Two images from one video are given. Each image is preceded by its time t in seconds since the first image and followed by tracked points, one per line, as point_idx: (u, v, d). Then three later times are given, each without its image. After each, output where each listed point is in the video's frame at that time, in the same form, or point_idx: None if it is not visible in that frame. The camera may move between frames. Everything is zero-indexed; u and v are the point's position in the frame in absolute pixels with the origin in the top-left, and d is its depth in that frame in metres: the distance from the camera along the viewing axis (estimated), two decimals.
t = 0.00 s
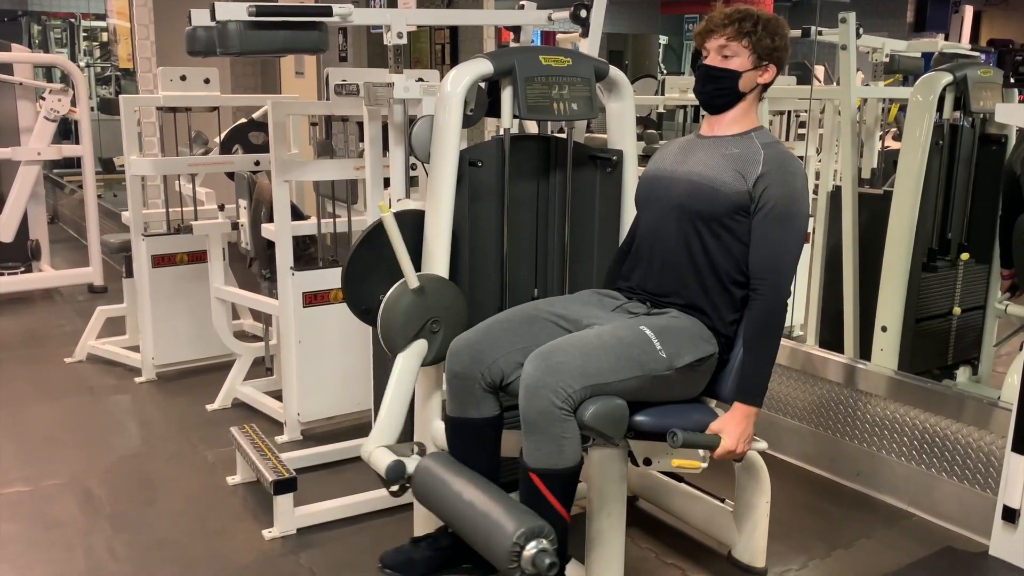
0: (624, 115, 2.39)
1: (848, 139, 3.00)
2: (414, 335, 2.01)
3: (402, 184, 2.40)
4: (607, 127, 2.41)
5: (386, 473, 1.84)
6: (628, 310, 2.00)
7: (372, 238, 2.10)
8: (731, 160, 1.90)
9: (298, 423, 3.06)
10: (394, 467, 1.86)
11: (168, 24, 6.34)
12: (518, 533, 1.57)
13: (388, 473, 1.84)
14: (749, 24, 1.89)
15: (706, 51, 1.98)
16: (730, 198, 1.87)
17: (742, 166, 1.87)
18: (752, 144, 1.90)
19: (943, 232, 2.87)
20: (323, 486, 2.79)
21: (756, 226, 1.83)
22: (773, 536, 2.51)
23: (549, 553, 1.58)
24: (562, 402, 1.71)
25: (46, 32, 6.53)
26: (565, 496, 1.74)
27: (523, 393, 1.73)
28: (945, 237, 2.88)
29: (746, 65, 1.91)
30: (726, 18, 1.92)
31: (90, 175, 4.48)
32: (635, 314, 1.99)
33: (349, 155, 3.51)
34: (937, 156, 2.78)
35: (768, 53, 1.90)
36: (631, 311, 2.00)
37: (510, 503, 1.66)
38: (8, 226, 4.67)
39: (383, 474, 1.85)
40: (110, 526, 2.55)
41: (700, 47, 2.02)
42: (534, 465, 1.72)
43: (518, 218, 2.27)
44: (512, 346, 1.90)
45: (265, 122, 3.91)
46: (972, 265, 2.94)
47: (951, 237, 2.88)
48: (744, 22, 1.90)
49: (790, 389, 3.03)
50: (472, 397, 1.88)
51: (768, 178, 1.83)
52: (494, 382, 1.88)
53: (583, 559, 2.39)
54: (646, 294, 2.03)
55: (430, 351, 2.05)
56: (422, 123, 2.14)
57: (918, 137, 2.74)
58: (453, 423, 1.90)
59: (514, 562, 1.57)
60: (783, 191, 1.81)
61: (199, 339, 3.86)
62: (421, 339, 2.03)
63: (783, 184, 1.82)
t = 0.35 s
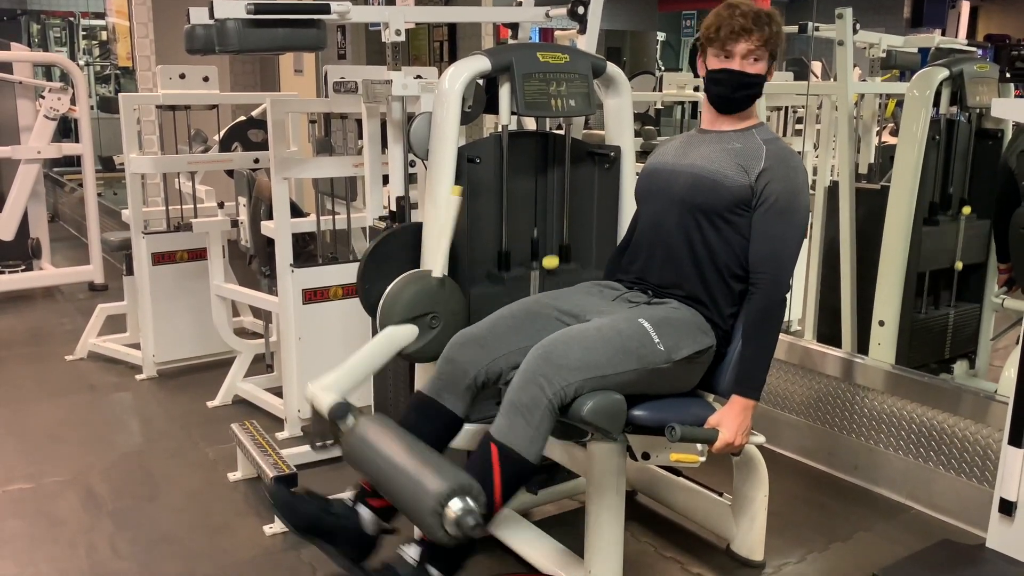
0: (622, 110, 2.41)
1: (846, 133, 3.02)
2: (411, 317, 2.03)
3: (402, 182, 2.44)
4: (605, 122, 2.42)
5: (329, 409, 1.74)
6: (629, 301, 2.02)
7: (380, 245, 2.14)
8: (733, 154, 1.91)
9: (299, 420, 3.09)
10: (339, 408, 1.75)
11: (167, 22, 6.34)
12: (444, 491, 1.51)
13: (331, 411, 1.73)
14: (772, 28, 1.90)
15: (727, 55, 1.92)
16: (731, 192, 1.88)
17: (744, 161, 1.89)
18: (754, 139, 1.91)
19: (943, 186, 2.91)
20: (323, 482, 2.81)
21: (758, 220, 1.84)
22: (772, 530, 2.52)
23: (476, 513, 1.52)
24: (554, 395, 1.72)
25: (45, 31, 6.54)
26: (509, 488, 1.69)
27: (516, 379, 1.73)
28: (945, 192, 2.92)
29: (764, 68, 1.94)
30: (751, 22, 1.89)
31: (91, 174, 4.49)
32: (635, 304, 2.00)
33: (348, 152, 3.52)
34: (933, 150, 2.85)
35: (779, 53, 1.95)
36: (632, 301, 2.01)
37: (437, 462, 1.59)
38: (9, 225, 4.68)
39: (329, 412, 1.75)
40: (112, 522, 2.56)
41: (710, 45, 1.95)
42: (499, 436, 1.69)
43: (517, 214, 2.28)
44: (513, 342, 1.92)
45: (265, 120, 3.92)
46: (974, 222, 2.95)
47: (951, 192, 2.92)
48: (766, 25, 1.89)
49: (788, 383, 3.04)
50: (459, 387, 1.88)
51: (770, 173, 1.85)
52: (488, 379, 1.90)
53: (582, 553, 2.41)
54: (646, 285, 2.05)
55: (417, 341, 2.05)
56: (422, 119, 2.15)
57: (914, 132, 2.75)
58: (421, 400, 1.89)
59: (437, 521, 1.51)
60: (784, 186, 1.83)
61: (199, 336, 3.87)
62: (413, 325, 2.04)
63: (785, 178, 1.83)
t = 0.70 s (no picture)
0: (621, 112, 2.41)
1: (844, 133, 3.01)
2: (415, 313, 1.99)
3: (402, 183, 2.45)
4: (605, 124, 2.42)
5: (340, 268, 1.68)
6: (625, 300, 2.03)
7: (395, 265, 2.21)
8: (730, 164, 1.92)
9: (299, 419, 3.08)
10: (346, 272, 1.70)
11: (169, 22, 6.36)
12: (417, 343, 1.45)
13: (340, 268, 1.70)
14: (765, 47, 1.89)
15: (719, 77, 1.92)
16: (730, 201, 1.89)
17: (743, 172, 1.89)
18: (750, 151, 1.93)
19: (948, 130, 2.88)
20: (322, 482, 2.81)
21: (757, 229, 1.85)
22: (769, 530, 2.53)
23: (450, 366, 1.46)
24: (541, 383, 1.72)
25: (47, 32, 6.55)
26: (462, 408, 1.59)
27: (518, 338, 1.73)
28: (950, 135, 2.89)
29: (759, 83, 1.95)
30: (743, 43, 1.87)
31: (92, 173, 4.50)
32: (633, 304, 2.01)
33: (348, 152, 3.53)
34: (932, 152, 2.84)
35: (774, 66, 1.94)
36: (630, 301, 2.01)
37: (405, 324, 1.53)
38: (11, 224, 4.70)
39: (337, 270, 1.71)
40: (112, 521, 2.57)
41: (701, 67, 1.93)
42: (485, 364, 1.66)
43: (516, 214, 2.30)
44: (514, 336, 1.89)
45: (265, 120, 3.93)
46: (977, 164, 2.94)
47: (956, 134, 2.89)
48: (759, 44, 1.88)
49: (785, 384, 3.05)
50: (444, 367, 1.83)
51: (769, 184, 1.86)
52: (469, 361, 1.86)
53: (579, 552, 2.41)
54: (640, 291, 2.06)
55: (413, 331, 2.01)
56: (422, 120, 2.16)
57: (913, 134, 2.77)
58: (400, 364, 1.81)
59: (410, 375, 1.45)
60: (784, 197, 1.84)
61: (200, 335, 3.88)
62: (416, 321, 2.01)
63: (785, 190, 1.84)
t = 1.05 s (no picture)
0: (621, 113, 2.42)
1: (846, 136, 3.00)
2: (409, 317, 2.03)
3: (402, 183, 2.43)
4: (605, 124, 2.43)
5: (320, 372, 1.68)
6: (623, 302, 2.02)
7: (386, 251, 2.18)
8: (731, 161, 1.92)
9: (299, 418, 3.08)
10: (328, 373, 1.70)
11: (173, 23, 6.38)
12: (422, 459, 1.45)
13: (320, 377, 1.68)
14: (729, 37, 1.88)
15: (691, 71, 1.97)
16: (731, 198, 1.89)
17: (745, 168, 1.89)
18: (753, 146, 1.92)
19: (944, 175, 2.91)
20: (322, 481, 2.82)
21: (757, 226, 1.86)
22: (769, 531, 2.53)
23: (455, 482, 1.46)
24: (545, 390, 1.71)
25: (52, 32, 6.58)
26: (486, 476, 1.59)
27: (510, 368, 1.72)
28: (945, 180, 2.91)
29: (736, 75, 1.92)
30: (706, 36, 1.90)
31: (95, 172, 4.52)
32: (629, 306, 2.01)
33: (350, 153, 3.54)
34: (931, 155, 2.86)
35: (753, 55, 1.90)
36: (625, 303, 2.02)
37: (412, 432, 1.53)
38: (14, 223, 4.71)
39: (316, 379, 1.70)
40: (112, 520, 2.58)
41: (679, 64, 2.01)
42: (482, 421, 1.64)
43: (515, 213, 2.29)
44: (506, 342, 1.92)
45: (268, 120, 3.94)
46: (974, 209, 2.96)
47: (952, 180, 2.91)
48: (723, 35, 1.88)
49: (785, 386, 3.05)
50: (450, 378, 1.87)
51: (771, 178, 1.86)
52: (472, 382, 1.89)
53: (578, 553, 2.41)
54: (641, 288, 2.06)
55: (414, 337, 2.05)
56: (422, 120, 2.17)
57: (913, 137, 2.76)
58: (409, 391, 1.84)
59: (416, 492, 1.44)
60: (785, 192, 1.84)
61: (201, 335, 3.89)
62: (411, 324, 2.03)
63: (785, 185, 1.85)
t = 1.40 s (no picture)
0: (626, 114, 2.43)
1: (850, 138, 3.00)
2: (412, 324, 2.05)
3: (407, 181, 2.44)
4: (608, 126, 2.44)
5: (355, 437, 1.85)
6: (629, 308, 2.02)
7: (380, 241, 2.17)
8: (734, 159, 1.92)
9: (303, 415, 3.09)
10: (363, 436, 1.87)
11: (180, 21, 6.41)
12: (478, 514, 1.60)
13: (355, 441, 1.85)
14: (729, 30, 1.90)
15: (693, 63, 2.00)
16: (734, 195, 1.90)
17: (747, 166, 1.90)
18: (756, 145, 1.93)
19: (944, 213, 2.92)
20: (326, 479, 2.83)
21: (759, 224, 1.86)
22: (771, 532, 2.53)
23: (508, 534, 1.60)
24: (555, 395, 1.73)
25: (61, 30, 6.61)
26: (536, 494, 1.74)
27: (519, 383, 1.75)
28: (945, 219, 2.92)
29: (736, 69, 1.93)
30: (707, 29, 1.93)
31: (103, 170, 4.54)
32: (635, 312, 2.01)
33: (355, 152, 3.55)
34: (936, 158, 2.84)
35: (754, 51, 1.91)
36: (632, 308, 2.02)
37: (469, 484, 1.67)
38: (21, 220, 4.74)
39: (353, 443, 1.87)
40: (116, 515, 2.59)
41: (685, 58, 2.04)
42: (512, 451, 1.73)
43: (520, 214, 2.30)
44: (510, 342, 1.93)
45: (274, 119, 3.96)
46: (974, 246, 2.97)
47: (952, 218, 2.93)
48: (722, 29, 1.91)
49: (788, 387, 3.05)
50: (465, 390, 1.91)
51: (773, 176, 1.86)
52: (481, 384, 1.91)
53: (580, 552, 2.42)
54: (646, 292, 2.07)
55: (425, 342, 2.08)
56: (427, 120, 2.18)
57: (918, 139, 2.77)
58: (438, 412, 1.92)
59: (472, 543, 1.59)
60: (787, 191, 1.85)
61: (207, 332, 3.91)
62: (418, 329, 2.06)
63: (787, 184, 1.85)
